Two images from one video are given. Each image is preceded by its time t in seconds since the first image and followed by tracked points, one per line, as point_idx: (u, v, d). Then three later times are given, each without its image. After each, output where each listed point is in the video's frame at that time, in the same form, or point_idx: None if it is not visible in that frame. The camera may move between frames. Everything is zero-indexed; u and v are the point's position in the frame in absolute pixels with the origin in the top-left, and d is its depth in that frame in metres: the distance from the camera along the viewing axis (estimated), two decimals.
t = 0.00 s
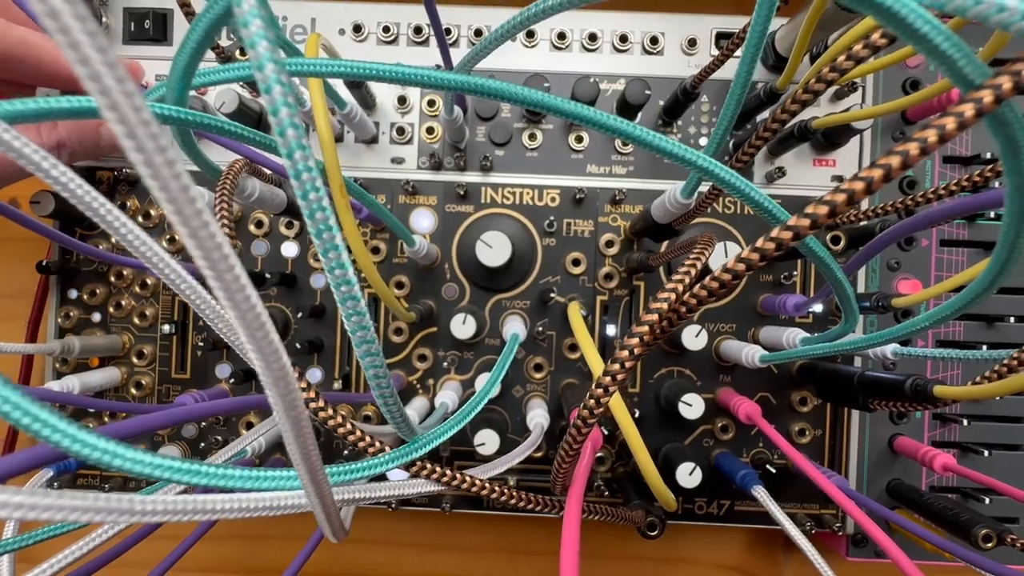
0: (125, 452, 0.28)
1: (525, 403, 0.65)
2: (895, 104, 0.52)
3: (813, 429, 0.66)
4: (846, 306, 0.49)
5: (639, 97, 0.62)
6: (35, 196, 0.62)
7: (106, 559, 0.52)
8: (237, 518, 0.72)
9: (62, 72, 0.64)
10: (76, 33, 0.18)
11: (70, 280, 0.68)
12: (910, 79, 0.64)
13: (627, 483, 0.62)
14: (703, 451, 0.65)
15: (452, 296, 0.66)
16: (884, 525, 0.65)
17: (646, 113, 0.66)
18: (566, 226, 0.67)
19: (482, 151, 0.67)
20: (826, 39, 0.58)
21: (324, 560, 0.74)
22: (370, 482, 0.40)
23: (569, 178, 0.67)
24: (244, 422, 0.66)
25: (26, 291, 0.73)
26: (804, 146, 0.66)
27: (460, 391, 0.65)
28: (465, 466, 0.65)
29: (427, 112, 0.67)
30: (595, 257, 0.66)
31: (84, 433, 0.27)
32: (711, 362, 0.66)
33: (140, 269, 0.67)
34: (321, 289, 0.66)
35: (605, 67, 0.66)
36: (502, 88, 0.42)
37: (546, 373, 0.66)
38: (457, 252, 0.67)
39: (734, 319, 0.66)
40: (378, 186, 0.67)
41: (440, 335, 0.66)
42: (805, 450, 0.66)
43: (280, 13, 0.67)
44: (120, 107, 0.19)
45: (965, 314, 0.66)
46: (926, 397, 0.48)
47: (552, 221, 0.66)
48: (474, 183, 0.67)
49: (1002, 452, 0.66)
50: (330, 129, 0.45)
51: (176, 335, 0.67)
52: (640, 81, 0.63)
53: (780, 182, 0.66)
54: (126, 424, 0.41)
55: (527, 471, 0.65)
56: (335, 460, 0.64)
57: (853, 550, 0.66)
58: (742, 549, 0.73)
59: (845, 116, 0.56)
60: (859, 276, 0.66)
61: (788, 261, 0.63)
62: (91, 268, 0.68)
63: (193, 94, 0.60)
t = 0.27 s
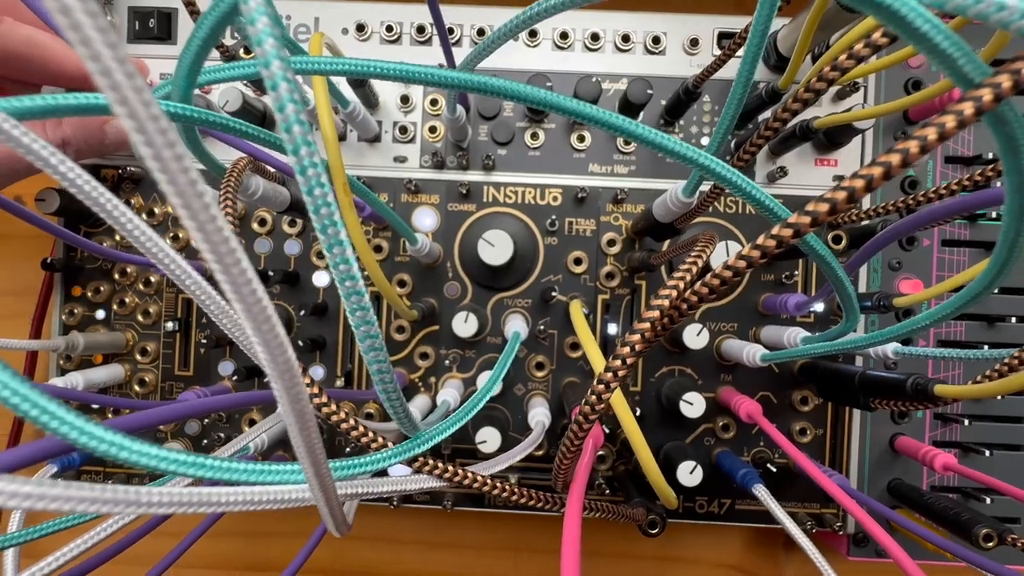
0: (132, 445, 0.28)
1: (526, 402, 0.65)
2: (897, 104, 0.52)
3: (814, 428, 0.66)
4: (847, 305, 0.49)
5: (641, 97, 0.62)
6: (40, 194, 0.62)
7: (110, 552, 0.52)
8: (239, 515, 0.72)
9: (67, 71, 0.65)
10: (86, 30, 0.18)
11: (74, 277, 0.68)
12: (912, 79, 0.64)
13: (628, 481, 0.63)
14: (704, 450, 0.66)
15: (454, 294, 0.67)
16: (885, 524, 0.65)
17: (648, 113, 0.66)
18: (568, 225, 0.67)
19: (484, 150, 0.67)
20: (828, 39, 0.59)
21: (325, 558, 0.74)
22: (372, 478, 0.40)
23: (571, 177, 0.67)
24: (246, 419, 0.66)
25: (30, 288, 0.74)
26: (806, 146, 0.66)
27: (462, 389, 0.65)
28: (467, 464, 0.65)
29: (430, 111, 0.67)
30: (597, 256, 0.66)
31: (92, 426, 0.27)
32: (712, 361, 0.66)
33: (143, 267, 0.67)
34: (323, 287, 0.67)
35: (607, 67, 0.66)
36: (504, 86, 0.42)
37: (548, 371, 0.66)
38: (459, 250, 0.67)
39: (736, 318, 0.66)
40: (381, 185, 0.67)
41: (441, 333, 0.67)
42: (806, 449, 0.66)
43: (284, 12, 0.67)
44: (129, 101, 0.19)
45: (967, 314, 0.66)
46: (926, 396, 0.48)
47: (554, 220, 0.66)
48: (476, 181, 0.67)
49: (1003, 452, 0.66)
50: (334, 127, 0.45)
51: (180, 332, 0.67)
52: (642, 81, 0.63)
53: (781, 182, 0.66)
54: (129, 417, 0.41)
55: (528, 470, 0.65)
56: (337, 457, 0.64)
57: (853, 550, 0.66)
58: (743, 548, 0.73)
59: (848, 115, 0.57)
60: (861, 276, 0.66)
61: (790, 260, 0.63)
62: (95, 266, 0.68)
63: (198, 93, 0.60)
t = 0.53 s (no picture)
0: (131, 442, 0.28)
1: (525, 401, 0.66)
2: (896, 106, 0.52)
3: (813, 429, 0.66)
4: (845, 306, 0.49)
5: (640, 98, 0.62)
6: (42, 192, 0.63)
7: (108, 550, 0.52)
8: (238, 513, 0.72)
9: (69, 69, 0.65)
10: (86, 28, 0.18)
11: (75, 275, 0.68)
12: (912, 81, 0.64)
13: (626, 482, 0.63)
14: (702, 451, 0.66)
15: (453, 294, 0.67)
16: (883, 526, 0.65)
17: (648, 114, 0.66)
18: (568, 225, 0.67)
19: (484, 151, 0.67)
20: (828, 40, 0.59)
21: (324, 557, 0.75)
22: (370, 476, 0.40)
23: (571, 177, 0.67)
24: (246, 418, 0.67)
25: (32, 286, 0.74)
26: (806, 147, 0.66)
27: (461, 388, 0.65)
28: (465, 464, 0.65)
29: (430, 111, 0.68)
30: (596, 256, 0.67)
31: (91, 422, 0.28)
32: (711, 362, 0.66)
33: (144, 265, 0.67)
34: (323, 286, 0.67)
35: (607, 67, 0.66)
36: (502, 85, 0.42)
37: (547, 371, 0.66)
38: (458, 250, 0.67)
39: (734, 319, 0.66)
40: (381, 184, 0.67)
41: (441, 333, 0.67)
42: (805, 450, 0.66)
43: (285, 12, 0.68)
44: (129, 99, 0.19)
45: (966, 316, 0.66)
46: (924, 397, 0.48)
47: (554, 220, 0.66)
48: (476, 181, 0.67)
49: (1002, 454, 0.66)
50: (334, 126, 0.45)
51: (180, 330, 0.67)
52: (642, 82, 0.64)
53: (781, 183, 0.66)
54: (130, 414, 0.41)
55: (527, 470, 0.65)
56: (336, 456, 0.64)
57: (851, 551, 0.66)
58: (741, 549, 0.73)
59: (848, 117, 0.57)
60: (860, 277, 0.66)
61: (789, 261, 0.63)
62: (96, 264, 0.68)
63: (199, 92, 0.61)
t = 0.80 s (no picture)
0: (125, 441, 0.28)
1: (524, 403, 0.65)
2: (897, 108, 0.52)
3: (812, 432, 0.66)
4: (845, 309, 0.49)
5: (641, 99, 0.62)
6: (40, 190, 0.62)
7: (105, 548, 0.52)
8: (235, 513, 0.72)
9: (69, 67, 0.65)
10: (79, 23, 0.18)
11: (74, 273, 0.68)
12: (913, 84, 0.64)
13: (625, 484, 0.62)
14: (701, 453, 0.65)
15: (452, 294, 0.67)
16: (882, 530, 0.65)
17: (648, 115, 0.66)
18: (567, 227, 0.67)
19: (484, 151, 0.67)
20: (829, 43, 0.59)
21: (322, 557, 0.74)
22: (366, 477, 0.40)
23: (571, 179, 0.67)
24: (243, 417, 0.66)
25: (31, 284, 0.74)
26: (807, 149, 0.66)
27: (459, 389, 0.65)
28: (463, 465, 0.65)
29: (430, 111, 0.67)
30: (595, 257, 0.66)
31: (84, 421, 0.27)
32: (710, 364, 0.66)
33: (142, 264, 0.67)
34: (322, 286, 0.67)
35: (608, 68, 0.66)
36: (500, 85, 0.42)
37: (545, 372, 0.66)
38: (458, 251, 0.67)
39: (734, 322, 0.66)
40: (381, 184, 0.67)
41: (440, 333, 0.67)
42: (804, 454, 0.66)
43: (285, 11, 0.68)
44: (122, 95, 0.19)
45: (966, 320, 0.65)
46: (924, 402, 0.48)
47: (553, 221, 0.66)
48: (476, 182, 0.67)
49: (1001, 459, 0.66)
50: (333, 126, 0.45)
51: (178, 329, 0.67)
52: (642, 83, 0.63)
53: (781, 185, 0.66)
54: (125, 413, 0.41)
55: (525, 471, 0.65)
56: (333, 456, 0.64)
57: (850, 555, 0.66)
58: (739, 552, 0.73)
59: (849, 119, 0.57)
60: (860, 280, 0.66)
61: (789, 264, 0.63)
62: (95, 262, 0.68)
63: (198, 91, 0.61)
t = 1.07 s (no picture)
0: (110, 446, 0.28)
1: (519, 407, 0.65)
2: (895, 115, 0.52)
3: (808, 439, 0.66)
4: (841, 317, 0.48)
5: (639, 103, 0.62)
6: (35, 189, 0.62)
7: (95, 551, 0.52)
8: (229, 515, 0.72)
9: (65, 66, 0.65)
10: (57, 26, 0.18)
11: (68, 273, 0.68)
12: (913, 91, 0.63)
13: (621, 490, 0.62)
14: (696, 459, 0.65)
15: (448, 297, 0.66)
16: (878, 538, 0.65)
17: (646, 119, 0.66)
18: (564, 230, 0.66)
19: (482, 154, 0.67)
20: (828, 48, 0.58)
21: (315, 561, 0.74)
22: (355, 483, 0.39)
23: (568, 182, 0.67)
24: (237, 419, 0.66)
25: (27, 283, 0.74)
26: (805, 155, 0.65)
27: (454, 392, 0.65)
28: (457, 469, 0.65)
29: (428, 114, 0.67)
30: (592, 261, 0.66)
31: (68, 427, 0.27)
32: (706, 370, 0.66)
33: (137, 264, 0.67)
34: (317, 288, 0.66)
35: (606, 72, 0.66)
36: (494, 89, 0.42)
37: (541, 377, 0.65)
38: (454, 253, 0.67)
39: (731, 327, 0.66)
40: (377, 186, 0.67)
41: (435, 336, 0.66)
42: (800, 460, 0.66)
43: (284, 12, 0.67)
44: (101, 98, 0.19)
45: (964, 328, 0.65)
46: (920, 410, 0.48)
47: (550, 225, 0.66)
48: (473, 184, 0.67)
49: (998, 467, 0.65)
50: (327, 128, 0.45)
51: (173, 330, 0.67)
52: (640, 87, 0.63)
53: (779, 191, 0.66)
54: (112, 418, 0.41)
55: (519, 476, 0.65)
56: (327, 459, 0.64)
57: (846, 563, 0.65)
58: (735, 560, 0.72)
59: (847, 125, 0.56)
60: (858, 286, 0.66)
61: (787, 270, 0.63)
62: (90, 262, 0.68)
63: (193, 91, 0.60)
